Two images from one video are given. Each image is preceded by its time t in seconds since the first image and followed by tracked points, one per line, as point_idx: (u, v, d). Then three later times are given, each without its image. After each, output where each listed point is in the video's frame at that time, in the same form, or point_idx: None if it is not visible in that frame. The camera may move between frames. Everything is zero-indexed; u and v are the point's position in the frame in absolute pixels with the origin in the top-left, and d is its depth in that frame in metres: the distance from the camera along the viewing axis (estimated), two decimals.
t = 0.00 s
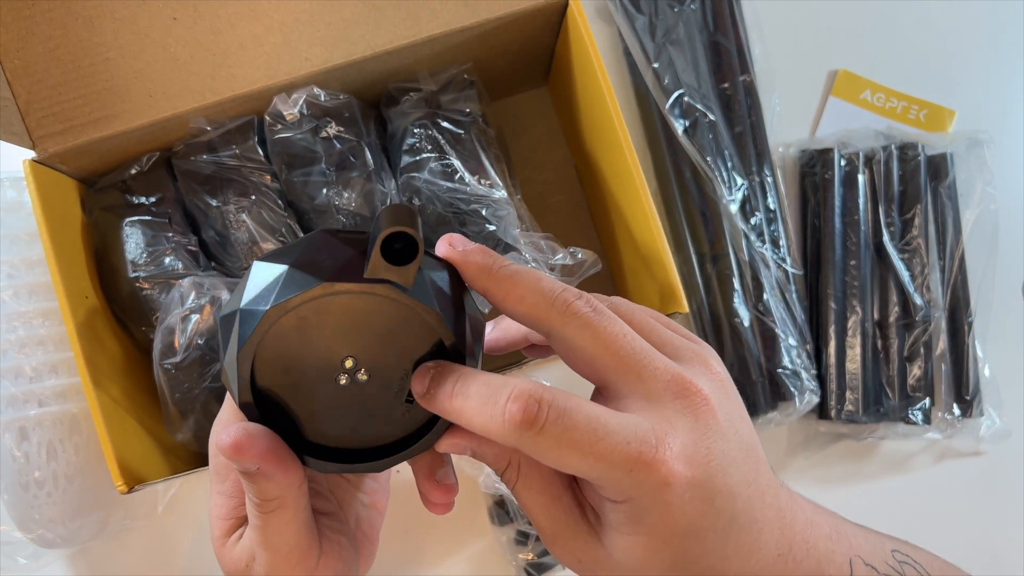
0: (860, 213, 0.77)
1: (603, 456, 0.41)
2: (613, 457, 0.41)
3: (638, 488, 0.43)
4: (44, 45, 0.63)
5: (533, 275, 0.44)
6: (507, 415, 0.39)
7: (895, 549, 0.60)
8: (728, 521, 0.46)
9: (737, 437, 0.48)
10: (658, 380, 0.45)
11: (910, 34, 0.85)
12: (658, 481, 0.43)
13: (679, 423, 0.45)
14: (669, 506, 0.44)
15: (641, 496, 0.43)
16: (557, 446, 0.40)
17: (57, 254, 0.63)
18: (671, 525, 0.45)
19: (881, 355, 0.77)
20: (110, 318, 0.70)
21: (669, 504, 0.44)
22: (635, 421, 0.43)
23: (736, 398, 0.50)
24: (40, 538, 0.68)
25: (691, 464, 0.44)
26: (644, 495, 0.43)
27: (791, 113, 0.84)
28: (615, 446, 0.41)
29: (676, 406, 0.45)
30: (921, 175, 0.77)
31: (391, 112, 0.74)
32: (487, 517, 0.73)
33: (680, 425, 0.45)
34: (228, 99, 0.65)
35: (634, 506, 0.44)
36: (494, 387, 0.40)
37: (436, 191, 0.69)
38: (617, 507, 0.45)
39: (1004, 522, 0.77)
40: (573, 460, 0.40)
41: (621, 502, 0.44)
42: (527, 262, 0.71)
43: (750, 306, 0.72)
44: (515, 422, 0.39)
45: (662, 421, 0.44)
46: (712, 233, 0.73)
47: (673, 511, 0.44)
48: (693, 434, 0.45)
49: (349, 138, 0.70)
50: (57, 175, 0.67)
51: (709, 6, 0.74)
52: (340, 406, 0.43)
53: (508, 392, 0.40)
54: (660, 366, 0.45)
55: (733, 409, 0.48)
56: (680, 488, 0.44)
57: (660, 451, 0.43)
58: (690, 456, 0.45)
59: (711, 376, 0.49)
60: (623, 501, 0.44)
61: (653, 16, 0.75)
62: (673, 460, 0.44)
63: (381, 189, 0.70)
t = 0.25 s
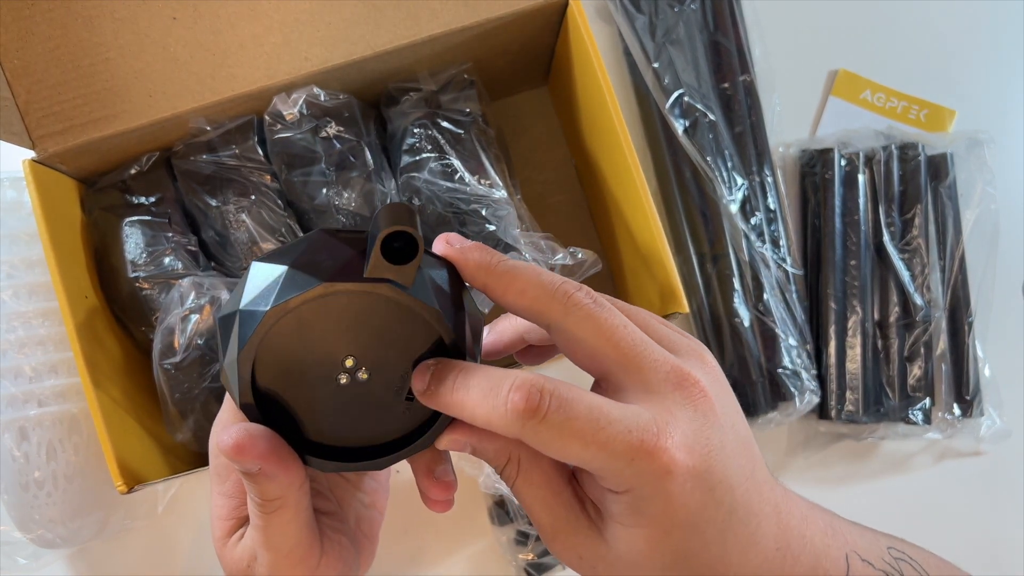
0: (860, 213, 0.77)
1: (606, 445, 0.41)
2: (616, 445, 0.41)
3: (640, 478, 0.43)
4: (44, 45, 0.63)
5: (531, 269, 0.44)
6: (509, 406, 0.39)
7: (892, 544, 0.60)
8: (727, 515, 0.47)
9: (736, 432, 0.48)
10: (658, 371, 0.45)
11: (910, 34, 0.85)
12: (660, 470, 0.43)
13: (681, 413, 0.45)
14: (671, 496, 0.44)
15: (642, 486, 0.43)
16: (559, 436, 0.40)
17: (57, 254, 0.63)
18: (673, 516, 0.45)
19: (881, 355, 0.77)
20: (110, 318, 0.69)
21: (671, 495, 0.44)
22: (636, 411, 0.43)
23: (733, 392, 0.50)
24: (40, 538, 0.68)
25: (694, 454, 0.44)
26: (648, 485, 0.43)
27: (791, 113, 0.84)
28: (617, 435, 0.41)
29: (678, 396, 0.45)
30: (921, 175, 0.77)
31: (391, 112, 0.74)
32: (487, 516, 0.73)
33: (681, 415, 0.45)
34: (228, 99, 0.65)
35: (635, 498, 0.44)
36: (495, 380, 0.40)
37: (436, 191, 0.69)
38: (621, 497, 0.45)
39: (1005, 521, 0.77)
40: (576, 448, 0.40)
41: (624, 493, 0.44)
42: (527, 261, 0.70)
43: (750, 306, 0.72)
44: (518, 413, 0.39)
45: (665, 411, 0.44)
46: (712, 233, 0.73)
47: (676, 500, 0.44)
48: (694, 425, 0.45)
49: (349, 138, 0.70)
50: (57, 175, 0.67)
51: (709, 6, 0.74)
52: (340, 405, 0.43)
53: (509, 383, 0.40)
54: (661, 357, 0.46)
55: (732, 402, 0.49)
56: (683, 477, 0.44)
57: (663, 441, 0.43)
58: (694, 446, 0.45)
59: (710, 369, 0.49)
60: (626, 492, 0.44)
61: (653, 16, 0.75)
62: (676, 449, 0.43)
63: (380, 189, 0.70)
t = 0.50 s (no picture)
0: (860, 213, 0.77)
1: (606, 442, 0.40)
2: (615, 441, 0.41)
3: (640, 475, 0.43)
4: (44, 45, 0.63)
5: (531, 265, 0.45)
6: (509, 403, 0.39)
7: (890, 543, 0.61)
8: (726, 515, 0.47)
9: (734, 430, 0.48)
10: (657, 369, 0.45)
11: (910, 34, 0.85)
12: (660, 467, 0.43)
13: (680, 411, 0.45)
14: (671, 493, 0.44)
15: (642, 483, 0.43)
16: (560, 433, 0.39)
17: (57, 254, 0.63)
18: (672, 514, 0.45)
19: (881, 355, 0.77)
20: (110, 318, 0.69)
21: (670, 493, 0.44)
22: (636, 408, 0.43)
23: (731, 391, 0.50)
24: (40, 538, 0.68)
25: (693, 450, 0.44)
26: (647, 483, 0.43)
27: (790, 113, 0.84)
28: (617, 431, 0.41)
29: (676, 394, 0.45)
30: (921, 175, 0.77)
31: (391, 112, 0.74)
32: (487, 516, 0.73)
33: (680, 412, 0.45)
34: (228, 99, 0.65)
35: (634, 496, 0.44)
36: (493, 379, 0.40)
37: (436, 191, 0.69)
38: (619, 495, 0.45)
39: (1005, 521, 0.77)
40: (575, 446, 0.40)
41: (623, 490, 0.44)
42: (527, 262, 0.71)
43: (751, 306, 0.72)
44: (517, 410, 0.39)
45: (663, 408, 0.44)
46: (712, 233, 0.73)
47: (675, 498, 0.44)
48: (693, 422, 0.45)
49: (349, 138, 0.70)
50: (57, 175, 0.67)
51: (709, 6, 0.74)
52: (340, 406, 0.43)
53: (508, 380, 0.40)
54: (659, 355, 0.46)
55: (729, 401, 0.49)
56: (682, 473, 0.44)
57: (663, 437, 0.43)
58: (693, 443, 0.45)
59: (707, 368, 0.49)
60: (625, 491, 0.44)
61: (653, 16, 0.75)
62: (675, 446, 0.43)
63: (380, 189, 0.70)
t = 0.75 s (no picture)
0: (860, 213, 0.77)
1: (606, 440, 0.40)
2: (614, 440, 0.41)
3: (638, 474, 0.42)
4: (44, 45, 0.63)
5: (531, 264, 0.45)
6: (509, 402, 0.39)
7: (887, 543, 0.61)
8: (724, 514, 0.47)
9: (732, 430, 0.48)
10: (656, 369, 0.46)
11: (910, 33, 0.85)
12: (659, 465, 0.43)
13: (679, 411, 0.45)
14: (670, 492, 0.44)
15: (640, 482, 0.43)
16: (559, 431, 0.39)
17: (57, 254, 0.63)
18: (671, 514, 0.45)
19: (881, 355, 0.77)
20: (110, 317, 0.69)
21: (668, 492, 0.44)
22: (634, 407, 0.43)
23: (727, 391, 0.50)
24: (40, 538, 0.68)
25: (691, 450, 0.44)
26: (646, 482, 0.43)
27: (790, 113, 0.84)
28: (616, 430, 0.41)
29: (674, 395, 0.46)
30: (921, 175, 0.77)
31: (391, 112, 0.74)
32: (487, 517, 0.73)
33: (679, 412, 0.45)
34: (228, 99, 0.65)
35: (632, 496, 0.44)
36: (493, 379, 0.40)
37: (436, 191, 0.69)
38: (618, 495, 0.45)
39: (1004, 521, 0.77)
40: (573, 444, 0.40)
41: (621, 490, 0.44)
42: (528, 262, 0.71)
43: (751, 306, 0.72)
44: (517, 410, 0.39)
45: (662, 408, 0.45)
46: (712, 233, 0.73)
47: (674, 497, 0.44)
48: (692, 422, 0.45)
49: (349, 138, 0.70)
50: (57, 175, 0.67)
51: (709, 6, 0.74)
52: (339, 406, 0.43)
53: (507, 380, 0.40)
54: (657, 356, 0.46)
55: (726, 401, 0.49)
56: (681, 472, 0.44)
57: (662, 436, 0.43)
58: (691, 442, 0.45)
59: (704, 370, 0.50)
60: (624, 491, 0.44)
61: (653, 16, 0.75)
62: (674, 445, 0.43)
63: (380, 189, 0.70)
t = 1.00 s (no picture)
0: (859, 213, 0.77)
1: (598, 437, 0.41)
2: (608, 434, 0.41)
3: (632, 468, 0.43)
4: (44, 45, 0.63)
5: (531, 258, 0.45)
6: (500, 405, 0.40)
7: (884, 541, 0.61)
8: (722, 512, 0.47)
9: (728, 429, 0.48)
10: (650, 365, 0.46)
11: (910, 33, 0.85)
12: (651, 458, 0.43)
13: (672, 405, 0.45)
14: (665, 487, 0.44)
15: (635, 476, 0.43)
16: (552, 430, 0.40)
17: (57, 255, 0.63)
18: (667, 510, 0.45)
19: (881, 355, 0.77)
20: (110, 318, 0.69)
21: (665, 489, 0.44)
22: (626, 403, 0.43)
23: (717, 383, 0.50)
24: (40, 538, 0.68)
25: (685, 443, 0.45)
26: (640, 476, 0.43)
27: (790, 113, 0.84)
28: (609, 426, 0.41)
29: (668, 389, 0.46)
30: (921, 175, 0.77)
31: (391, 112, 0.74)
32: (487, 517, 0.73)
33: (670, 406, 0.45)
34: (228, 99, 0.65)
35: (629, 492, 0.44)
36: (482, 383, 0.41)
37: (436, 191, 0.69)
38: (616, 492, 0.45)
39: (1004, 520, 0.77)
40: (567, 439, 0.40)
41: (618, 485, 0.44)
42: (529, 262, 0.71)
43: (750, 306, 0.72)
44: (509, 412, 0.39)
45: (656, 403, 0.45)
46: (712, 233, 0.73)
47: (670, 492, 0.44)
48: (684, 415, 0.46)
49: (349, 137, 0.70)
50: (57, 175, 0.67)
51: (709, 6, 0.74)
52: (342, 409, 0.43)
53: (497, 384, 0.40)
54: (650, 350, 0.46)
55: (718, 396, 0.49)
56: (676, 466, 0.44)
57: (655, 432, 0.43)
58: (685, 436, 0.45)
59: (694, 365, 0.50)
60: (622, 487, 0.44)
61: (653, 16, 0.75)
62: (667, 439, 0.44)
63: (380, 189, 0.70)
